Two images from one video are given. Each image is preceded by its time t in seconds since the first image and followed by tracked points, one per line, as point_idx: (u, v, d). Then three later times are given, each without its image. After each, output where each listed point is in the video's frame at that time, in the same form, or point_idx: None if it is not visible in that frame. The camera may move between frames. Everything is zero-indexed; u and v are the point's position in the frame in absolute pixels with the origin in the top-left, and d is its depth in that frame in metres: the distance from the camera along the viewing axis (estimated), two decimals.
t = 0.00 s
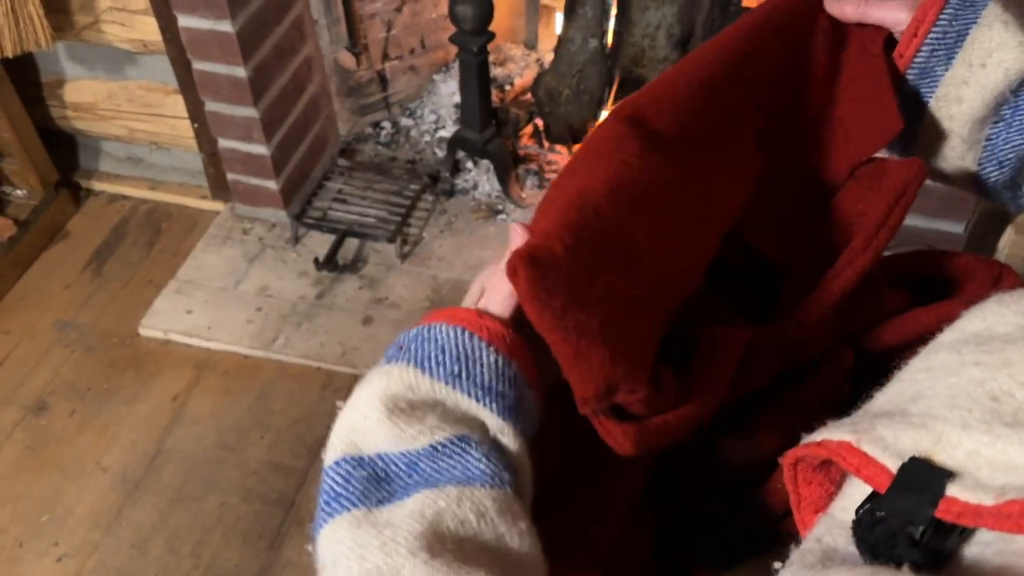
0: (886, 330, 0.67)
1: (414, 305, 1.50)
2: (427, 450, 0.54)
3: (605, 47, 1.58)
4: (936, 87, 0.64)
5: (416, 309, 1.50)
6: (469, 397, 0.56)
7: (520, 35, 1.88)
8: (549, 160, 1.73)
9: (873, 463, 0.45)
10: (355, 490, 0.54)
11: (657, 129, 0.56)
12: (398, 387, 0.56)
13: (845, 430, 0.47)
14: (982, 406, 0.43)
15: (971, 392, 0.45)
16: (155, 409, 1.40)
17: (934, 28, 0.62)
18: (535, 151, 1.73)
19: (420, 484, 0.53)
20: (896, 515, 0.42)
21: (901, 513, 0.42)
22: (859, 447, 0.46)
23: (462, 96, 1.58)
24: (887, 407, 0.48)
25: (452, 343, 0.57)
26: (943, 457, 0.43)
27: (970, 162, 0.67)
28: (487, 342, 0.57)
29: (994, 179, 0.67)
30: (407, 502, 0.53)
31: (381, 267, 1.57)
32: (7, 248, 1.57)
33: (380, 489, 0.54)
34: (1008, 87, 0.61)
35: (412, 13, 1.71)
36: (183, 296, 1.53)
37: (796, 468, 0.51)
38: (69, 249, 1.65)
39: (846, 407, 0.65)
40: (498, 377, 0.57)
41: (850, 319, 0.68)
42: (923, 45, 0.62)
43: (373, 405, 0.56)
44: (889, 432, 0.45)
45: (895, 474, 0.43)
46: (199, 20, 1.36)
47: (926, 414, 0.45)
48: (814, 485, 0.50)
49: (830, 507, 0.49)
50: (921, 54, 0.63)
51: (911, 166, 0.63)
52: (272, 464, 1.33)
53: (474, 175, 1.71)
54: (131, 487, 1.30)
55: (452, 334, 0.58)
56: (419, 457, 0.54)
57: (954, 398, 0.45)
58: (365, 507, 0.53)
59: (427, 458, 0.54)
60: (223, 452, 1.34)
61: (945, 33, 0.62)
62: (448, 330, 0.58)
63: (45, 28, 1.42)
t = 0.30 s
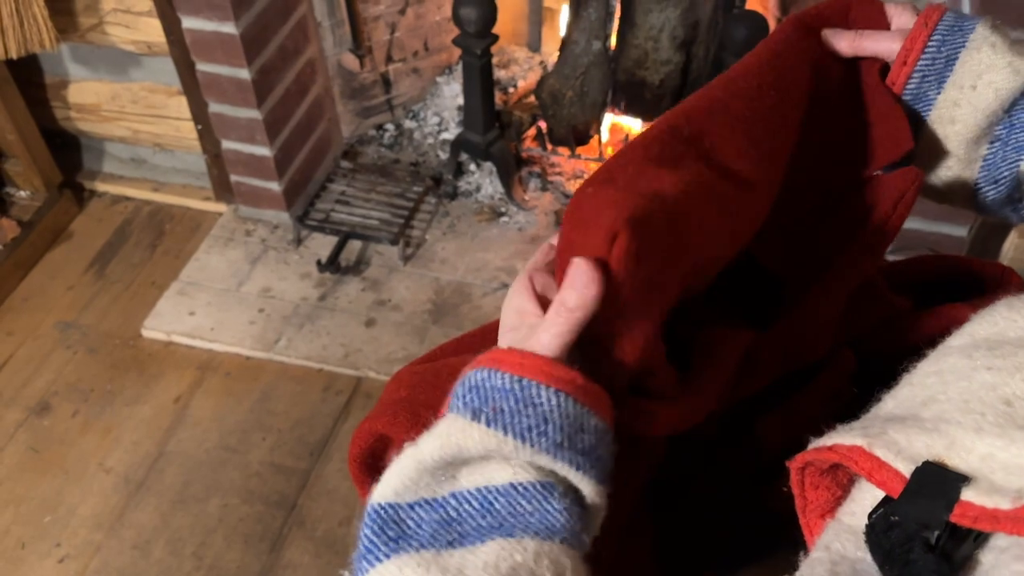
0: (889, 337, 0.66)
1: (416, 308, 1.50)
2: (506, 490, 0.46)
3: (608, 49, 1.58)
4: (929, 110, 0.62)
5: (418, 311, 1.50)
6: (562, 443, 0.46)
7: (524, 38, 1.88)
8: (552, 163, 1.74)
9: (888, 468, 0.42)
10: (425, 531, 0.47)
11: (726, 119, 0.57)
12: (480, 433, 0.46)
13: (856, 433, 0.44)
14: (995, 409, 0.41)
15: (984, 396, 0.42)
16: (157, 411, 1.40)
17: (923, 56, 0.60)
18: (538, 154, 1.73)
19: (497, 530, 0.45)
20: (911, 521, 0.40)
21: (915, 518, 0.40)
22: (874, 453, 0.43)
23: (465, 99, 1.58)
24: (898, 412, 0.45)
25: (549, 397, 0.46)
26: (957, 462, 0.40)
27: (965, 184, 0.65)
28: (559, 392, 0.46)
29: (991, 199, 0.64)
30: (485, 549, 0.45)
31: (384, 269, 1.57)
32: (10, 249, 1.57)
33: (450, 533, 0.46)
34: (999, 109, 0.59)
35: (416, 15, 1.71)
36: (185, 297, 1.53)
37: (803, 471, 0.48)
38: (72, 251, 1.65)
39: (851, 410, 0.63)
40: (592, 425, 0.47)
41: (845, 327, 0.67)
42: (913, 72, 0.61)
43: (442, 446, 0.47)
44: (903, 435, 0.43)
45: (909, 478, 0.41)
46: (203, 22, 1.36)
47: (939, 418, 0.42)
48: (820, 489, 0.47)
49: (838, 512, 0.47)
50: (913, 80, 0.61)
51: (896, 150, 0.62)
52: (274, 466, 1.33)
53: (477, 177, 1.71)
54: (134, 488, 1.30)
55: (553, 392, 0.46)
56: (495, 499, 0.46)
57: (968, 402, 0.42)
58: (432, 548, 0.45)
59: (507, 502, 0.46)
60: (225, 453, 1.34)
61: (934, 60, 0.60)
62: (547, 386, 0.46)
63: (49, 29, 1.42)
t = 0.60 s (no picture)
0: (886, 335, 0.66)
1: (418, 310, 1.50)
2: (551, 474, 0.43)
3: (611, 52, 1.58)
4: (934, 127, 0.63)
5: (420, 313, 1.50)
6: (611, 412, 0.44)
7: (527, 40, 1.88)
8: (554, 165, 1.74)
9: (906, 478, 0.41)
10: (458, 527, 0.42)
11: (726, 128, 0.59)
12: (529, 402, 0.43)
13: (871, 442, 0.44)
14: (1013, 419, 0.41)
15: (1001, 407, 0.42)
16: (160, 412, 1.40)
17: (928, 76, 0.61)
18: (540, 156, 1.74)
19: (538, 524, 0.42)
20: (930, 531, 0.40)
21: (933, 527, 0.40)
22: (892, 464, 0.42)
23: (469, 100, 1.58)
24: (910, 421, 0.45)
25: (596, 348, 0.44)
26: (975, 472, 0.40)
27: (968, 198, 0.66)
28: (614, 343, 0.44)
29: (995, 214, 0.66)
30: (525, 549, 0.41)
31: (387, 270, 1.57)
32: (13, 250, 1.57)
33: (486, 525, 0.42)
34: (1001, 126, 0.61)
35: (419, 17, 1.71)
36: (188, 299, 1.53)
37: (812, 478, 0.47)
38: (75, 252, 1.65)
39: (857, 414, 0.63)
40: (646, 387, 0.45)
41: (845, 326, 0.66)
42: (919, 91, 0.61)
43: (483, 422, 0.43)
44: (918, 446, 0.42)
45: (928, 490, 0.40)
46: (207, 24, 1.37)
47: (953, 429, 0.42)
48: (829, 495, 0.47)
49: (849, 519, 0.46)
50: (918, 100, 0.62)
51: (911, 164, 0.61)
52: (276, 467, 1.33)
53: (480, 179, 1.71)
54: (136, 489, 1.30)
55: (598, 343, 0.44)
56: (540, 485, 0.42)
57: (983, 411, 0.42)
58: (469, 546, 0.42)
59: (550, 488, 0.42)
60: (227, 455, 1.34)
61: (938, 79, 0.61)
62: (594, 337, 0.44)
63: (53, 31, 1.43)
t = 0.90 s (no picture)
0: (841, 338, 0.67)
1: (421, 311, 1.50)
2: (501, 470, 0.44)
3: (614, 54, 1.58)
4: (987, 169, 0.57)
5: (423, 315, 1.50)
6: (501, 399, 0.44)
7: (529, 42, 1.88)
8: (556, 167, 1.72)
9: (931, 485, 0.40)
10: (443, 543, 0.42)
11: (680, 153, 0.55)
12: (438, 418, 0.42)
13: (895, 447, 0.43)
14: None
15: None
16: (162, 413, 1.40)
17: (991, 117, 0.55)
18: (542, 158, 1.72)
19: (508, 510, 0.43)
20: (960, 541, 0.38)
21: (963, 537, 0.38)
22: (915, 469, 0.41)
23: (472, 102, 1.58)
24: (930, 424, 0.44)
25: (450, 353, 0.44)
26: (1000, 477, 0.39)
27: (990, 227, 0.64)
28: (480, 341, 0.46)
29: None
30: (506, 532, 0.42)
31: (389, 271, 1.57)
32: (16, 250, 1.57)
33: (461, 524, 0.42)
34: None
35: (422, 18, 1.72)
36: (191, 299, 1.53)
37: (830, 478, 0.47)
38: (78, 252, 1.65)
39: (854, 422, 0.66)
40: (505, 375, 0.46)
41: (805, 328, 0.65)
42: (977, 133, 0.56)
43: (414, 451, 0.42)
44: (943, 451, 0.41)
45: (955, 497, 0.39)
46: (211, 25, 1.37)
47: (976, 433, 0.41)
48: (845, 496, 0.47)
49: (868, 521, 0.46)
50: (975, 139, 0.56)
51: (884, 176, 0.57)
52: (277, 468, 1.33)
53: (483, 180, 1.71)
54: (138, 490, 1.30)
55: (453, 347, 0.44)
56: (491, 480, 0.43)
57: (1008, 414, 0.41)
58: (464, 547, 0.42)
59: (504, 478, 0.43)
60: (229, 456, 1.34)
61: (1002, 122, 0.55)
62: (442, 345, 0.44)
63: (57, 32, 1.43)
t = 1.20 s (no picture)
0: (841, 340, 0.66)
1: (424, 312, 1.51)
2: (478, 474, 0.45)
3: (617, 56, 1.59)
4: (995, 151, 0.60)
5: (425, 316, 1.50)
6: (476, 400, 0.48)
7: (533, 44, 1.89)
8: (560, 169, 1.73)
9: (938, 485, 0.41)
10: (416, 540, 0.43)
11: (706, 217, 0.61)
12: (425, 397, 0.47)
13: (902, 447, 0.44)
14: None
15: None
16: (165, 413, 1.40)
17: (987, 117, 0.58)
18: (547, 160, 1.73)
19: (484, 515, 0.44)
20: (966, 542, 0.39)
21: (969, 539, 0.39)
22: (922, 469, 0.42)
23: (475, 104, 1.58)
24: (937, 424, 0.44)
25: (450, 340, 0.50)
26: (1007, 479, 0.39)
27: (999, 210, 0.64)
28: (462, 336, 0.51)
29: None
30: (483, 537, 0.43)
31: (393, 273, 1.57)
32: (20, 250, 1.58)
33: (438, 526, 0.43)
34: None
35: (426, 21, 1.72)
36: (194, 300, 1.54)
37: (835, 478, 0.48)
38: (82, 253, 1.66)
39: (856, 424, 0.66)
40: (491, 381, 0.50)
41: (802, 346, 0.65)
42: (976, 128, 0.59)
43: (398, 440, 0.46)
44: (948, 452, 0.42)
45: (961, 499, 0.39)
46: (216, 26, 1.38)
47: (984, 433, 0.41)
48: (851, 496, 0.48)
49: (874, 521, 0.46)
50: (977, 133, 0.59)
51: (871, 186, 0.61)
52: (280, 469, 1.33)
53: (486, 182, 1.69)
54: (141, 490, 1.31)
55: (452, 337, 0.50)
56: (473, 477, 0.45)
57: (1014, 415, 0.41)
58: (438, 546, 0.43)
59: (481, 479, 0.45)
60: (232, 456, 1.35)
61: (999, 119, 0.58)
62: (443, 332, 0.50)
63: (62, 33, 1.43)
